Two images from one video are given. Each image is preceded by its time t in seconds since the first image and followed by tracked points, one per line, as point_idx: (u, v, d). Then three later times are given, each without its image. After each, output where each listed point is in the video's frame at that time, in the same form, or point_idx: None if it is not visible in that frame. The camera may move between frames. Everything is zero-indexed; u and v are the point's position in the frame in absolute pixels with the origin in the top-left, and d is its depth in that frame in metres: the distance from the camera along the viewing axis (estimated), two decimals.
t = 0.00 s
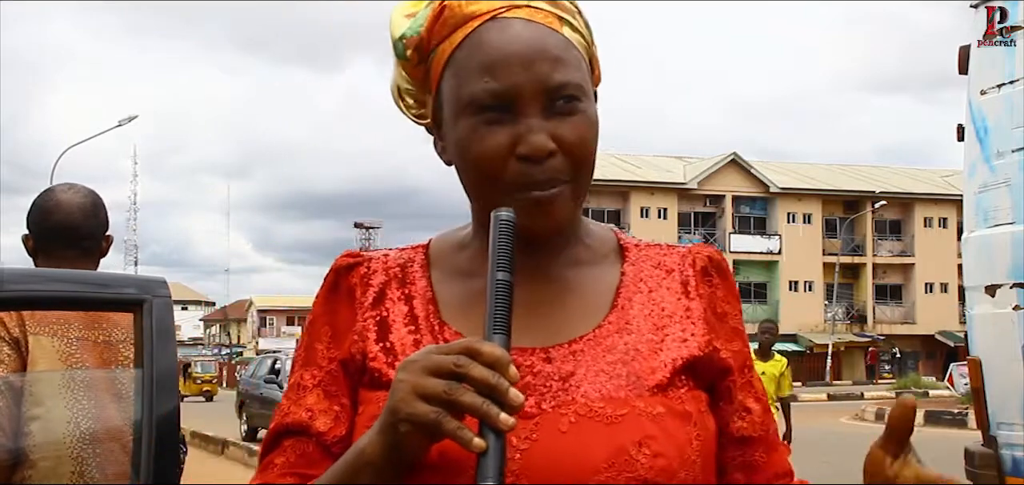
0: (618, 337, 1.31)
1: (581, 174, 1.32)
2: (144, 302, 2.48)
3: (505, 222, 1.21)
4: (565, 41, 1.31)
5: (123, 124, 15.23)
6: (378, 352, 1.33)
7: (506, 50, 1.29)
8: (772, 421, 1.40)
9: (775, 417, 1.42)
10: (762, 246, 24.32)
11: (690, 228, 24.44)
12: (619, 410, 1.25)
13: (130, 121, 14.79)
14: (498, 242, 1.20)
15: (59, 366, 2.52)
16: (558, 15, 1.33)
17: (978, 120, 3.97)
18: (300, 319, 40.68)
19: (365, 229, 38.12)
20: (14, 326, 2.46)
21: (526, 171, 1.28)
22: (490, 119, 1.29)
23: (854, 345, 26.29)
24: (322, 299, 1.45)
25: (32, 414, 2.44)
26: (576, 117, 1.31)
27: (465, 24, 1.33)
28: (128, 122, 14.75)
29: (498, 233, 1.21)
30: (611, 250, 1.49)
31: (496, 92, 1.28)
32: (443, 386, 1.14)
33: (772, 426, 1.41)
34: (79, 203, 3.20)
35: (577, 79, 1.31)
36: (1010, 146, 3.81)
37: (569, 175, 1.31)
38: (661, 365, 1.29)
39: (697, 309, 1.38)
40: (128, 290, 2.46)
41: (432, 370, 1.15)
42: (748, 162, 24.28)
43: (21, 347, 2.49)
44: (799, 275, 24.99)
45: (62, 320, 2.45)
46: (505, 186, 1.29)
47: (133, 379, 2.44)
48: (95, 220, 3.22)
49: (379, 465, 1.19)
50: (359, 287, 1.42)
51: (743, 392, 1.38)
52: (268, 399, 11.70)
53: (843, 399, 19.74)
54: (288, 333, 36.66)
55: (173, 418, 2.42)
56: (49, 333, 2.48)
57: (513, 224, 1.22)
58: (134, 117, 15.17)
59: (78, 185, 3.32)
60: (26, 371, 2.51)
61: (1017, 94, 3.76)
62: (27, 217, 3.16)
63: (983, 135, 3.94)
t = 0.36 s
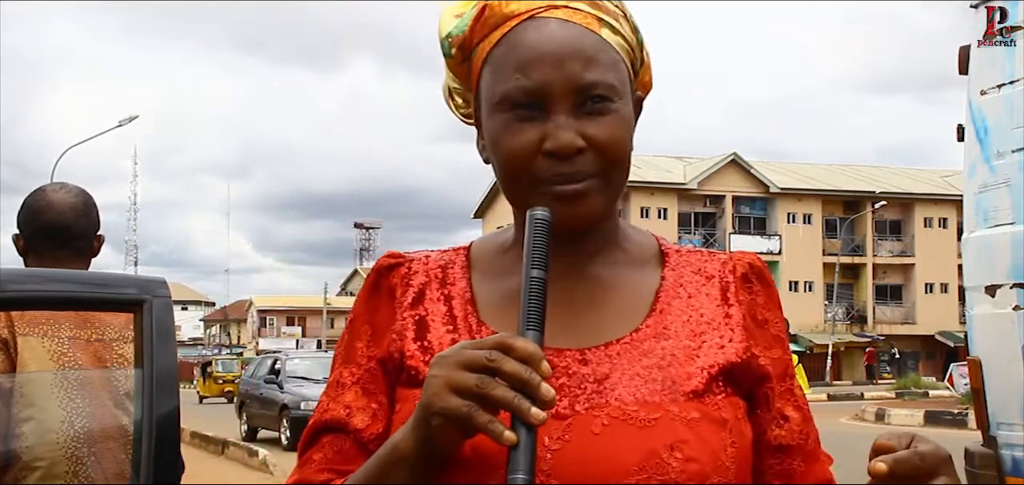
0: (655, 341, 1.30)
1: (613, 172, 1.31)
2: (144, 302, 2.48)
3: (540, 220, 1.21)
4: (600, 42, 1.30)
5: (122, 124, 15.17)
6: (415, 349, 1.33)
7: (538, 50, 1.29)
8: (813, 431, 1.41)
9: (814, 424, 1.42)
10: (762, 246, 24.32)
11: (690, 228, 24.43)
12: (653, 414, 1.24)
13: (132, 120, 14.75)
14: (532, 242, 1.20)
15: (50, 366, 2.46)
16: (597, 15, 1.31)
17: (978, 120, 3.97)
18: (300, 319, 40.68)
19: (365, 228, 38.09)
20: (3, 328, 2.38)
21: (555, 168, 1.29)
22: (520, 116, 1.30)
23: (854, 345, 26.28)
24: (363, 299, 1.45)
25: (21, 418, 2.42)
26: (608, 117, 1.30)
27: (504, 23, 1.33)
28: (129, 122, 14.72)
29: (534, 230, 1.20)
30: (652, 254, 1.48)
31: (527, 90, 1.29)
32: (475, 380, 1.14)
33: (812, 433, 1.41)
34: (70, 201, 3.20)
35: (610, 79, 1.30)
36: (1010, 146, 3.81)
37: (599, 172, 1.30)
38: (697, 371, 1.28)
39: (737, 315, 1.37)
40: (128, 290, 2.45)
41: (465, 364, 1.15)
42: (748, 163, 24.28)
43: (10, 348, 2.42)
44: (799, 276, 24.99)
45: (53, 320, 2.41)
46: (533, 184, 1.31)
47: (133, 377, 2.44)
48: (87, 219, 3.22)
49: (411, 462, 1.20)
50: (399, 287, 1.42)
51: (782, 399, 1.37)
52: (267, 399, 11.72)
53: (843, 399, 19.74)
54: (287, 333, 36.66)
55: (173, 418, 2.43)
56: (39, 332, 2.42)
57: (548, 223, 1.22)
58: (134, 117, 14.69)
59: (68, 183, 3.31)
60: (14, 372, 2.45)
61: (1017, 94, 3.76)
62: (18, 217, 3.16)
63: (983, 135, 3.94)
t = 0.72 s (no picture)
0: (673, 339, 1.30)
1: (627, 173, 1.31)
2: (145, 302, 2.48)
3: (553, 221, 1.21)
4: (616, 45, 1.30)
5: (121, 124, 15.17)
6: (436, 349, 1.34)
7: (553, 52, 1.29)
8: (834, 431, 1.40)
9: (838, 423, 1.42)
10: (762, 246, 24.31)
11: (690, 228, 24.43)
12: (668, 411, 1.24)
13: (132, 120, 14.44)
14: (544, 242, 1.21)
15: (45, 366, 2.45)
16: (615, 19, 1.31)
17: (978, 120, 3.97)
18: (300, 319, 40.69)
19: (365, 229, 38.07)
20: None
21: (569, 168, 1.29)
22: (536, 117, 1.31)
23: (855, 345, 26.28)
24: (388, 300, 1.46)
25: (17, 419, 2.41)
26: (622, 119, 1.30)
27: (522, 28, 1.33)
28: (129, 123, 14.68)
29: (546, 230, 1.22)
30: (674, 253, 1.47)
31: (541, 92, 1.29)
32: (483, 382, 1.14)
33: (836, 434, 1.40)
34: (64, 200, 3.21)
35: (625, 82, 1.30)
36: (1010, 146, 3.82)
37: (613, 173, 1.30)
38: (714, 369, 1.27)
39: (757, 313, 1.36)
40: (129, 290, 2.46)
41: (474, 366, 1.16)
42: (748, 163, 24.28)
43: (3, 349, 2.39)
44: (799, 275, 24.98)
45: (44, 320, 2.38)
46: (547, 184, 1.31)
47: (132, 378, 2.44)
48: (82, 219, 3.23)
49: (428, 460, 1.21)
50: (423, 288, 1.43)
51: (801, 398, 1.37)
52: (267, 399, 11.74)
53: (843, 399, 19.74)
54: (288, 334, 36.65)
55: (173, 417, 2.43)
56: (31, 332, 2.39)
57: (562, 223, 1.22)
58: (135, 117, 14.18)
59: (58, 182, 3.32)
60: (9, 373, 2.43)
61: (1016, 94, 3.76)
62: (13, 217, 3.17)
63: (983, 135, 3.95)
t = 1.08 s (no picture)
0: (677, 336, 1.29)
1: (631, 165, 1.30)
2: (144, 303, 2.48)
3: (565, 217, 1.21)
4: (627, 40, 1.30)
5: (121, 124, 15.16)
6: (438, 336, 1.34)
7: (563, 43, 1.30)
8: (835, 433, 1.41)
9: (839, 425, 1.42)
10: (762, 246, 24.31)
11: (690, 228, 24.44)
12: (668, 409, 1.24)
13: (132, 120, 14.34)
14: (556, 236, 1.20)
15: (41, 368, 2.41)
16: (627, 15, 1.31)
17: (978, 120, 3.97)
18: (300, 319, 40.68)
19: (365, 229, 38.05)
20: None
21: (574, 157, 1.28)
22: (541, 106, 1.30)
23: (854, 345, 26.28)
24: (391, 285, 1.45)
25: (13, 420, 2.37)
26: (630, 111, 1.29)
27: (534, 20, 1.33)
28: (129, 123, 14.66)
29: (558, 225, 1.21)
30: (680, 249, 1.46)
31: (549, 80, 1.29)
32: (492, 375, 1.14)
33: (835, 437, 1.41)
34: (58, 197, 3.22)
35: (634, 75, 1.30)
36: (1010, 145, 3.81)
37: (618, 164, 1.29)
38: (716, 368, 1.27)
39: (761, 312, 1.36)
40: (129, 290, 2.46)
41: (483, 358, 1.15)
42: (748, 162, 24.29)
43: None
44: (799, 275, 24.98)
45: (41, 321, 2.37)
46: (551, 173, 1.30)
47: (131, 378, 2.43)
48: (78, 220, 3.25)
49: (428, 450, 1.20)
50: (427, 275, 1.43)
51: (803, 400, 1.37)
52: (267, 399, 11.74)
53: (843, 398, 19.74)
54: (287, 333, 36.65)
55: (173, 417, 2.43)
56: (28, 334, 2.37)
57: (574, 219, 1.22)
58: (134, 117, 14.07)
59: (53, 183, 3.34)
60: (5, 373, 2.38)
61: (1016, 94, 3.76)
62: (10, 216, 3.15)
63: (983, 135, 3.95)
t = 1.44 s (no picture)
0: (652, 338, 1.28)
1: (630, 166, 1.29)
2: (144, 302, 2.49)
3: (536, 219, 1.22)
4: (628, 38, 1.30)
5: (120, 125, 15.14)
6: (418, 330, 1.34)
7: (563, 38, 1.29)
8: (813, 433, 1.30)
9: (824, 423, 1.33)
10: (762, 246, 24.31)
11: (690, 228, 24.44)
12: (634, 412, 1.22)
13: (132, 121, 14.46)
14: (526, 239, 1.21)
15: (42, 368, 2.41)
16: (628, 12, 1.31)
17: (978, 120, 3.97)
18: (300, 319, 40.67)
19: (365, 228, 38.05)
20: None
21: (575, 156, 1.27)
22: (540, 102, 1.29)
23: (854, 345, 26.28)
24: (381, 279, 1.47)
25: (14, 421, 2.38)
26: (629, 110, 1.28)
27: (534, 14, 1.32)
28: (128, 123, 14.64)
29: (529, 227, 1.22)
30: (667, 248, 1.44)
31: (547, 76, 1.28)
32: (450, 375, 1.13)
33: (818, 431, 1.31)
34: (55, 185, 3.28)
35: (634, 73, 1.29)
36: (1010, 145, 3.81)
37: (618, 164, 1.28)
38: (690, 371, 1.25)
39: (740, 313, 1.32)
40: (129, 290, 2.46)
41: (443, 357, 1.14)
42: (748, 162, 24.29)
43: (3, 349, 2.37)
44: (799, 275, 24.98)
45: (44, 322, 2.37)
46: (548, 172, 1.29)
47: (131, 377, 2.43)
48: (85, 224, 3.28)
49: (392, 449, 1.20)
50: (415, 270, 1.44)
51: (774, 402, 1.30)
52: (266, 399, 11.74)
53: (843, 399, 19.74)
54: (287, 333, 36.64)
55: (173, 417, 2.43)
56: (31, 335, 2.37)
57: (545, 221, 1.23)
58: (134, 117, 14.38)
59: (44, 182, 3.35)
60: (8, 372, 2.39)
61: (1016, 94, 3.76)
62: (26, 213, 3.14)
63: (983, 135, 3.95)
